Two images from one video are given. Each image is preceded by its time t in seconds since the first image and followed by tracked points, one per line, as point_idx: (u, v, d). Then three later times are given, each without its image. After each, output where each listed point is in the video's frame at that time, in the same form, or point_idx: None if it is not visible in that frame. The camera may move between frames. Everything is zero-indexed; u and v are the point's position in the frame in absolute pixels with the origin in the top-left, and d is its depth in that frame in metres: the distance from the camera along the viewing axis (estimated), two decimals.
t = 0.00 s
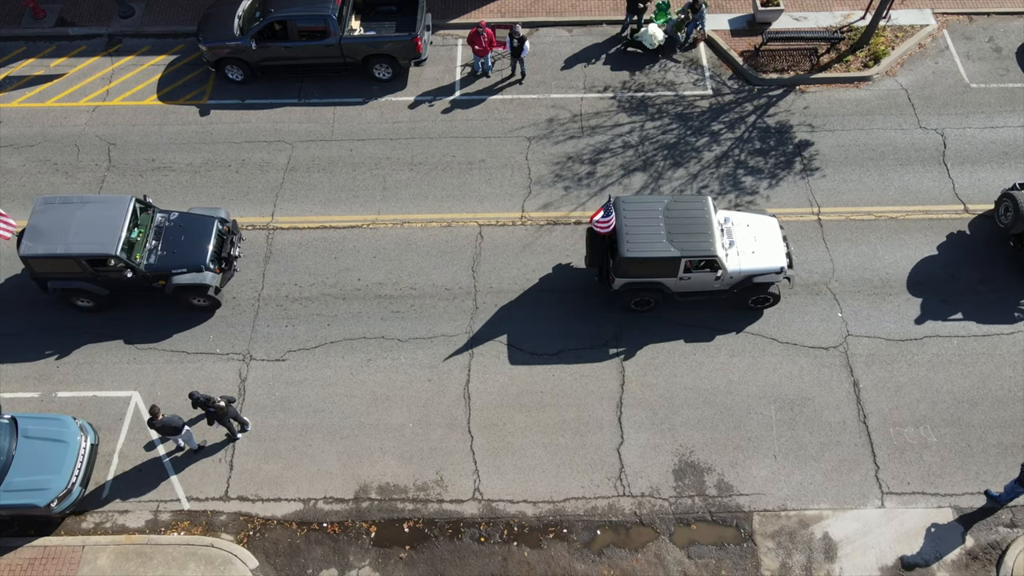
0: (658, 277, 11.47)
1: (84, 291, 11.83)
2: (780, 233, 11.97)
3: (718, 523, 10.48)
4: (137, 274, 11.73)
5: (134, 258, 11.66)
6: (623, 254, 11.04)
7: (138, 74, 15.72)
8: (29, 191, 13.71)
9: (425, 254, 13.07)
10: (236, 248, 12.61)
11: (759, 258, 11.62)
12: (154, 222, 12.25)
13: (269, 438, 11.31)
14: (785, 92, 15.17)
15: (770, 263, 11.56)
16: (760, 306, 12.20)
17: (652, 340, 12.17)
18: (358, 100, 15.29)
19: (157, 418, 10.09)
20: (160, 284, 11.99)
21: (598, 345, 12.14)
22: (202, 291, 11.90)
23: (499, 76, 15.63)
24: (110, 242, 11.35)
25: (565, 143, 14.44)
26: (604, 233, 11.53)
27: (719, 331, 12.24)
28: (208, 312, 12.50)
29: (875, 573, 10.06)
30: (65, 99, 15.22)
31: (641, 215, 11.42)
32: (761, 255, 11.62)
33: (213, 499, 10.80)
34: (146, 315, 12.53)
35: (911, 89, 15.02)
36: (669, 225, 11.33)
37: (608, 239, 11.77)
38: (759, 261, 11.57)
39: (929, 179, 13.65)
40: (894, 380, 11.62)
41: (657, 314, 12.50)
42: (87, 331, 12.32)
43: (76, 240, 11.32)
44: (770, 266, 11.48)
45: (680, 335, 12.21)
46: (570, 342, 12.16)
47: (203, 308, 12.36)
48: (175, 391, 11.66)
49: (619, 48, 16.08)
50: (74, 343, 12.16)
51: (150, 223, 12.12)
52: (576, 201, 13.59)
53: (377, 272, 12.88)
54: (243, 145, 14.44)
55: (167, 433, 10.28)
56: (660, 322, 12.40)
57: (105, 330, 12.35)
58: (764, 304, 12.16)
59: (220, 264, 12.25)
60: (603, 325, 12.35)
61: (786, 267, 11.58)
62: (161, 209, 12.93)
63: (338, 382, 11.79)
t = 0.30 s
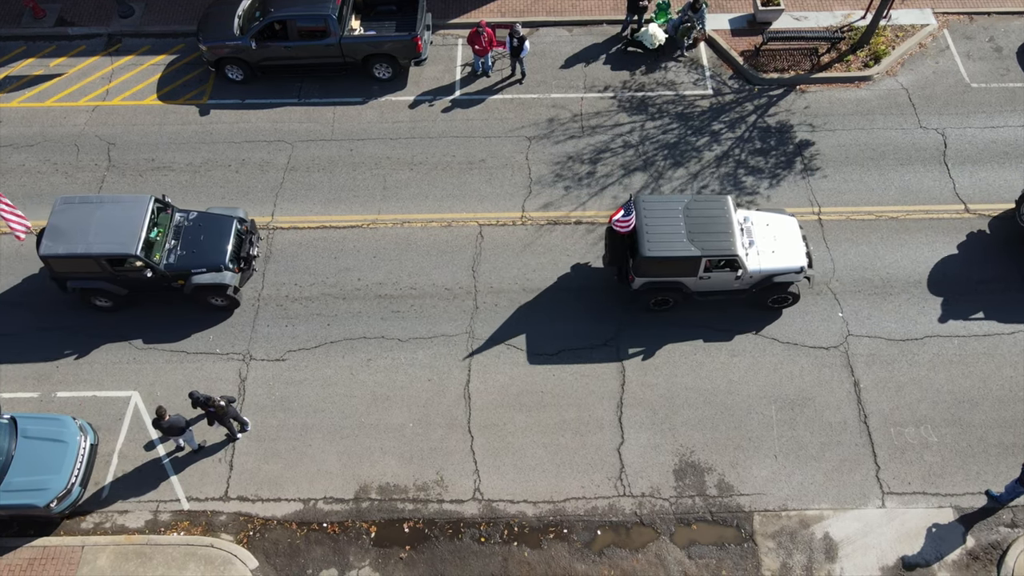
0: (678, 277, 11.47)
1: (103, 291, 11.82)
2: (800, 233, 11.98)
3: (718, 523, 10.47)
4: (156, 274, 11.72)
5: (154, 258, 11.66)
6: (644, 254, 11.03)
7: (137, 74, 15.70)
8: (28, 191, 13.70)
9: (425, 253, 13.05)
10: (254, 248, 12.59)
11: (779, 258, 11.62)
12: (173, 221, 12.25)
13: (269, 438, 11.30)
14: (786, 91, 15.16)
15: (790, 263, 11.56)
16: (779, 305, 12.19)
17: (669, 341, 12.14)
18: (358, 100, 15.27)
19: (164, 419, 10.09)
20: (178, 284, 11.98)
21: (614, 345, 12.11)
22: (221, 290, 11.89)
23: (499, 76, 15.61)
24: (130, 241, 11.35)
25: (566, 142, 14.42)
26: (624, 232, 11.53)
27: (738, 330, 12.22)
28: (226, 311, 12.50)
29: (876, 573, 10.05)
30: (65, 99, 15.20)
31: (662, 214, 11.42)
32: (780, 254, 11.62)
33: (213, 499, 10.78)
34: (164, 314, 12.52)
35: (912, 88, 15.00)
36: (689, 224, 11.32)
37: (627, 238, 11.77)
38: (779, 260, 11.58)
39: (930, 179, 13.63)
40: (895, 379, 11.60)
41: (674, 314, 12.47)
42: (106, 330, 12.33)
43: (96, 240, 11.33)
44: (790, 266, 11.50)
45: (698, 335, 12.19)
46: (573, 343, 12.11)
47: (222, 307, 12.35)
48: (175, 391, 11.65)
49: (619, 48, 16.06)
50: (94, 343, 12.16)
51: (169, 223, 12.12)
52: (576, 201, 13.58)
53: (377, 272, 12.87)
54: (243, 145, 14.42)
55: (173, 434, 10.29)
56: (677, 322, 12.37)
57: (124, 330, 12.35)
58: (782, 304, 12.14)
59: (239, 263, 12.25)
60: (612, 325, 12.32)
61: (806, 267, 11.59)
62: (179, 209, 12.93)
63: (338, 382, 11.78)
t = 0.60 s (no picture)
0: (696, 276, 11.48)
1: (121, 291, 11.81)
2: (818, 232, 11.98)
3: (717, 523, 10.46)
4: (175, 274, 11.70)
5: (172, 257, 11.63)
6: (663, 253, 11.03)
7: (136, 74, 15.69)
8: (27, 191, 13.69)
9: (424, 253, 13.04)
10: (272, 248, 12.55)
11: (797, 257, 11.62)
12: (191, 221, 12.23)
13: (267, 438, 11.29)
14: (785, 91, 15.14)
15: (807, 262, 11.56)
16: (795, 305, 12.17)
17: (685, 341, 12.12)
18: (356, 100, 15.25)
19: (164, 420, 10.11)
20: (196, 283, 11.96)
21: (631, 345, 12.08)
22: (239, 290, 11.87)
23: (498, 76, 15.60)
24: (149, 241, 11.32)
25: (564, 142, 14.41)
26: (642, 232, 11.54)
27: (756, 330, 12.21)
28: (243, 311, 12.48)
29: (874, 573, 10.04)
30: (63, 99, 15.19)
31: (680, 214, 11.43)
32: (798, 254, 11.62)
33: (211, 499, 10.78)
34: (182, 314, 12.51)
35: (911, 88, 14.99)
36: (706, 223, 11.33)
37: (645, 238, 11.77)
38: (797, 260, 11.57)
39: (929, 179, 13.62)
40: (893, 379, 11.59)
41: (690, 313, 12.45)
42: (123, 330, 12.32)
43: (115, 240, 11.30)
44: (808, 265, 11.49)
45: (715, 334, 12.18)
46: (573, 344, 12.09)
47: (240, 307, 12.34)
48: (173, 390, 11.64)
49: (618, 47, 16.04)
50: (112, 343, 12.16)
51: (187, 223, 12.10)
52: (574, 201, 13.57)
53: (375, 272, 12.86)
54: (241, 145, 14.41)
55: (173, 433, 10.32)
56: (694, 322, 12.36)
57: (143, 329, 12.34)
58: (799, 304, 12.13)
59: (256, 263, 12.23)
60: (626, 325, 12.30)
61: (824, 266, 11.58)
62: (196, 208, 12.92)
63: (336, 383, 11.77)
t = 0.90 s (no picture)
0: (711, 276, 11.48)
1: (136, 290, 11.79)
2: (833, 232, 11.97)
3: (712, 523, 10.46)
4: (192, 273, 11.69)
5: (189, 257, 11.63)
6: (677, 253, 11.06)
7: (132, 74, 15.68)
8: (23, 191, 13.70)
9: (420, 253, 13.03)
10: (288, 248, 12.55)
11: (812, 257, 11.60)
12: (207, 220, 12.24)
13: (262, 438, 11.29)
14: (781, 91, 15.13)
15: (823, 262, 11.54)
16: (810, 305, 12.14)
17: (698, 340, 12.11)
18: (353, 100, 15.24)
19: (155, 420, 10.08)
20: (212, 283, 11.95)
21: (646, 344, 12.08)
22: (256, 290, 11.86)
23: (494, 76, 15.60)
24: (166, 241, 11.33)
25: (561, 142, 14.40)
26: (656, 232, 11.57)
27: (771, 329, 12.20)
28: (259, 311, 12.47)
29: (870, 573, 10.03)
30: (59, 99, 15.17)
31: (695, 214, 11.45)
32: (814, 254, 11.60)
33: (206, 500, 10.77)
34: (198, 314, 12.50)
35: (907, 88, 14.98)
36: (721, 223, 11.36)
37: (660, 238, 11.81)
38: (812, 260, 11.56)
39: (925, 178, 13.61)
40: (889, 379, 11.59)
41: (703, 313, 12.44)
42: (139, 330, 12.32)
43: (132, 239, 11.31)
44: (824, 265, 11.47)
45: (730, 334, 12.17)
46: (571, 343, 12.07)
47: (255, 307, 12.33)
48: (169, 390, 11.63)
49: (615, 47, 16.04)
50: (128, 342, 12.16)
51: (204, 222, 12.11)
52: (570, 201, 13.57)
53: (371, 272, 12.85)
54: (237, 144, 14.40)
55: (165, 433, 10.31)
56: (708, 321, 12.35)
57: (159, 329, 12.34)
58: (815, 304, 12.11)
59: (273, 263, 12.22)
60: (638, 324, 12.30)
61: (840, 266, 11.55)
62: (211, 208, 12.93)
63: (332, 383, 11.77)
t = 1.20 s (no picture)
0: (725, 276, 11.50)
1: (152, 290, 11.80)
2: (847, 232, 11.98)
3: (705, 523, 10.47)
4: (208, 273, 11.72)
5: (205, 257, 11.65)
6: (691, 253, 11.09)
7: (128, 74, 15.69)
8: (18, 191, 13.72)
9: (414, 254, 13.04)
10: (303, 247, 12.56)
11: (826, 257, 11.60)
12: (223, 220, 12.26)
13: (256, 438, 11.30)
14: (776, 91, 15.15)
15: (836, 262, 11.56)
16: (824, 305, 12.14)
17: (712, 340, 12.11)
18: (348, 100, 15.25)
19: (142, 420, 10.08)
20: (228, 283, 11.97)
21: (659, 344, 12.08)
22: (272, 290, 11.87)
23: (490, 76, 15.61)
24: (183, 241, 11.34)
25: (556, 142, 14.41)
26: (670, 232, 11.60)
27: (785, 329, 12.18)
28: (273, 311, 12.48)
29: (862, 573, 10.04)
30: (55, 99, 15.19)
31: (709, 214, 11.47)
32: (828, 253, 11.62)
33: (199, 500, 10.78)
34: (213, 314, 12.51)
35: (902, 88, 15.00)
36: (735, 223, 11.37)
37: (674, 238, 11.84)
38: (826, 259, 11.57)
39: (920, 179, 13.63)
40: (882, 379, 11.60)
41: (717, 312, 12.44)
42: (154, 330, 12.33)
43: (149, 239, 11.33)
44: (837, 265, 11.48)
45: (744, 334, 12.17)
46: (577, 344, 12.06)
47: (270, 307, 12.34)
48: (162, 390, 11.64)
49: (610, 48, 16.05)
50: (144, 342, 12.18)
51: (219, 222, 12.13)
52: (564, 201, 13.58)
53: (365, 272, 12.87)
54: (232, 145, 14.41)
55: (153, 433, 10.31)
56: (721, 321, 12.35)
57: (175, 329, 12.36)
58: (828, 304, 12.11)
59: (289, 262, 12.23)
60: (651, 323, 12.30)
61: (853, 266, 11.57)
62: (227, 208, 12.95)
63: (326, 383, 11.77)
